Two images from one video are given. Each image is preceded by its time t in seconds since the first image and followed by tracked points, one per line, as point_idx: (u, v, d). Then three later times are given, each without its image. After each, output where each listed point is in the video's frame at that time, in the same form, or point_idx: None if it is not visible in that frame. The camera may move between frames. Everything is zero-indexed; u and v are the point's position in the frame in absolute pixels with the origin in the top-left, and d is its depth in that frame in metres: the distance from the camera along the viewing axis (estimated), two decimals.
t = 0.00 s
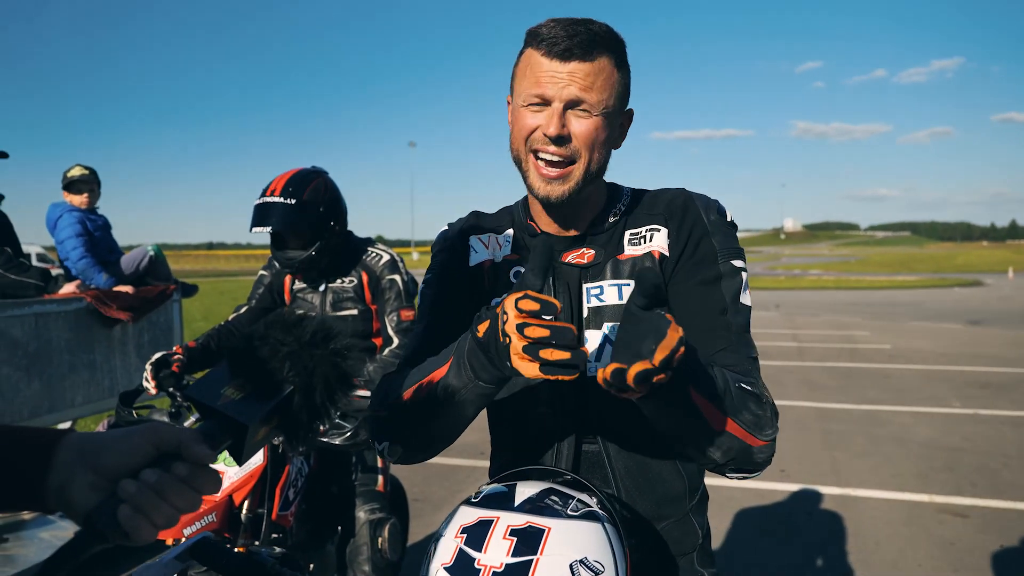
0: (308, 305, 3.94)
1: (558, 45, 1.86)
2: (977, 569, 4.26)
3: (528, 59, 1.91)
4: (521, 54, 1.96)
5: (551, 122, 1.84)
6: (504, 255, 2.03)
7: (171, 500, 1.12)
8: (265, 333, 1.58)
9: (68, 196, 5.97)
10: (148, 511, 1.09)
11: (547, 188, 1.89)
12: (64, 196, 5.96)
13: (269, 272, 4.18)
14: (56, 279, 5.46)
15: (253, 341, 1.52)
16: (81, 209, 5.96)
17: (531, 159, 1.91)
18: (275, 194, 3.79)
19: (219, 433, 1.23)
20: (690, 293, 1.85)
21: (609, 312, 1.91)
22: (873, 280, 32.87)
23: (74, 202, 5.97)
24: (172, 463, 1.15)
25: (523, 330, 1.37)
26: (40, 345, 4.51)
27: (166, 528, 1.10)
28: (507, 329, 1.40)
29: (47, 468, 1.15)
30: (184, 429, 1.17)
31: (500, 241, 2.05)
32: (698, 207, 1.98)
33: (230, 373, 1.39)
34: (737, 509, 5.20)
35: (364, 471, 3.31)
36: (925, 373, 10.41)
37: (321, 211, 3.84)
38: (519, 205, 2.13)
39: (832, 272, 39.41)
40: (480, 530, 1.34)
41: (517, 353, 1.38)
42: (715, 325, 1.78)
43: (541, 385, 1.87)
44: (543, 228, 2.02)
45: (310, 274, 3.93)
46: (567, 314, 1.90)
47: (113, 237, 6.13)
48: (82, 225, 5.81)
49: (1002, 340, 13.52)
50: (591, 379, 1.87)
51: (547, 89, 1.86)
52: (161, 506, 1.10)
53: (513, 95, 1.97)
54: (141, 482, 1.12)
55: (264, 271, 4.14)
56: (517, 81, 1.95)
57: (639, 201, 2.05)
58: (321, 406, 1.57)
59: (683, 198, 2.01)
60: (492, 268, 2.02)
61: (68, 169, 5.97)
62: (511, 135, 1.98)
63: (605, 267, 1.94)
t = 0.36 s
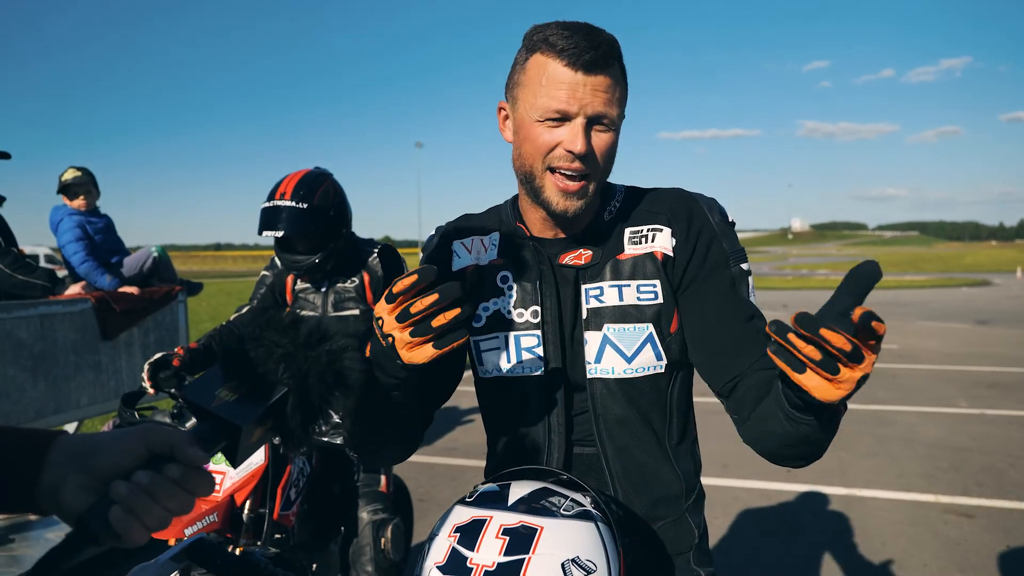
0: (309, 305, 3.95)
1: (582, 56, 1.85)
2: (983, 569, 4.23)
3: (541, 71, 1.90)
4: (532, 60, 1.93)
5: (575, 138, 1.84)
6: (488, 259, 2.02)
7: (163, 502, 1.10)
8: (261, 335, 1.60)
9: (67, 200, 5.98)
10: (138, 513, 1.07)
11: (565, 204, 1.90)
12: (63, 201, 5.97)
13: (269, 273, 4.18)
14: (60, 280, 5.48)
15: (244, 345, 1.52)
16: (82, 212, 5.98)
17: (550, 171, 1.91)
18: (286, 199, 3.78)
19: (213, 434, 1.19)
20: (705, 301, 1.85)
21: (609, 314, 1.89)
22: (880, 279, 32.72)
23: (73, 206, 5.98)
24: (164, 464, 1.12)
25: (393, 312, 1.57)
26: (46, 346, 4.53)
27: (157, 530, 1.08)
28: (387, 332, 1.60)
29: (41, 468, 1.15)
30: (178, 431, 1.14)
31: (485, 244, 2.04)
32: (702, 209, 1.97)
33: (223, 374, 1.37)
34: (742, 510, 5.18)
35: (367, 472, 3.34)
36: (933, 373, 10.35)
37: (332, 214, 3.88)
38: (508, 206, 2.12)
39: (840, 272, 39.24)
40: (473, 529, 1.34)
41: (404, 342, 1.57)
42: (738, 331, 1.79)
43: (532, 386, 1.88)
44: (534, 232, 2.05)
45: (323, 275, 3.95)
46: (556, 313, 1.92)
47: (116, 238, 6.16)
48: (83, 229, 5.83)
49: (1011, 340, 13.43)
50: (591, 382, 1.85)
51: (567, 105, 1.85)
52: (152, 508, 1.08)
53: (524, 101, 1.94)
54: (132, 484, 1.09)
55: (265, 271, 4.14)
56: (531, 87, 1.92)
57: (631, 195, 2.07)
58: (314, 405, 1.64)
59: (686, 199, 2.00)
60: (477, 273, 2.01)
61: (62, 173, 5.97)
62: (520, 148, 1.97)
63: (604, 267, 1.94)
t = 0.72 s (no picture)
0: (309, 305, 3.97)
1: (551, 51, 1.87)
2: (986, 569, 4.22)
3: (511, 72, 1.92)
4: (500, 65, 1.95)
5: (558, 136, 1.85)
6: (459, 271, 2.08)
7: (145, 502, 1.02)
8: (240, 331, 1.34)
9: (72, 200, 6.00)
10: (122, 512, 0.99)
11: (558, 204, 1.88)
12: (69, 202, 6.00)
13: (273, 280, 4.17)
14: (64, 280, 5.51)
15: (228, 342, 1.30)
16: (85, 213, 6.00)
17: (542, 173, 1.89)
18: (298, 208, 3.75)
19: (196, 432, 1.12)
20: (713, 333, 1.84)
21: (617, 339, 1.88)
22: (886, 278, 32.61)
23: (78, 206, 6.01)
24: (147, 463, 1.04)
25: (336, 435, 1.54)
26: (49, 347, 4.55)
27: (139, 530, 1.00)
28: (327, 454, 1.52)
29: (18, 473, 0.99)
30: (160, 430, 1.07)
31: (456, 255, 2.11)
32: (709, 232, 1.93)
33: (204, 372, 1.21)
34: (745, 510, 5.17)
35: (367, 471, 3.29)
36: (938, 373, 10.32)
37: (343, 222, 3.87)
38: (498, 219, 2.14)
39: (845, 272, 39.13)
40: (463, 530, 1.37)
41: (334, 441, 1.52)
42: (738, 368, 1.81)
43: (501, 401, 1.98)
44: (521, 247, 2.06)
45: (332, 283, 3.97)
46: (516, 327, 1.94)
47: (118, 239, 6.18)
48: (85, 230, 5.86)
49: (1016, 340, 13.37)
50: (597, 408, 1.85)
51: (544, 103, 1.86)
52: (136, 507, 1.00)
53: (497, 108, 1.95)
54: (113, 484, 1.01)
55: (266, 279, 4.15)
56: (504, 92, 1.93)
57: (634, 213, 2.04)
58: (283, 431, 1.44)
59: (692, 221, 1.95)
60: (451, 287, 2.08)
61: (67, 173, 6.02)
62: (502, 156, 1.97)
63: (611, 290, 1.92)
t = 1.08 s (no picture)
0: (311, 305, 3.99)
1: (484, 56, 1.92)
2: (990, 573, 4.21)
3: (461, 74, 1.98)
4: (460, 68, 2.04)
5: (477, 137, 1.89)
6: (465, 275, 2.08)
7: (127, 504, 0.99)
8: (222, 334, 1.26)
9: (87, 198, 6.04)
10: (101, 513, 0.96)
11: (483, 203, 1.94)
12: (81, 200, 6.03)
13: (274, 276, 4.15)
14: (71, 281, 5.55)
15: (212, 344, 1.24)
16: (95, 212, 6.05)
17: (471, 176, 1.95)
18: (309, 210, 3.75)
19: (178, 435, 1.06)
20: (699, 330, 1.85)
21: (599, 338, 1.91)
22: (893, 280, 32.49)
23: (93, 203, 6.06)
24: (127, 464, 1.01)
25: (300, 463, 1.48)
26: (54, 347, 4.58)
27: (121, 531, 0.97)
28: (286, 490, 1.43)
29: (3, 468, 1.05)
30: (141, 431, 1.03)
31: (463, 259, 2.10)
32: (699, 229, 1.95)
33: (186, 372, 1.16)
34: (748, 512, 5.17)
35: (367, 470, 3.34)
36: (944, 375, 10.28)
37: (351, 227, 3.90)
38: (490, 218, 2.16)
39: (851, 273, 39.01)
40: (455, 528, 1.38)
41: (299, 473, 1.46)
42: (727, 377, 1.79)
43: (512, 406, 1.94)
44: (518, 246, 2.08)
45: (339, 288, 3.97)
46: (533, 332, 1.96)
47: (124, 240, 6.21)
48: (93, 230, 5.91)
49: None
50: (582, 404, 1.89)
51: (475, 104, 1.92)
52: (116, 508, 0.97)
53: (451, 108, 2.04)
54: (94, 485, 0.99)
55: (269, 276, 4.13)
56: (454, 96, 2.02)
57: (626, 206, 2.06)
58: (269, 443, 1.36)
59: (683, 219, 1.97)
60: (458, 291, 2.08)
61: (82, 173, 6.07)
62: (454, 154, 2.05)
63: (594, 287, 1.95)
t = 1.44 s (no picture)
0: (316, 305, 4.00)
1: (500, 47, 1.93)
2: None
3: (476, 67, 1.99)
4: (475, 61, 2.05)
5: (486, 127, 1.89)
6: (471, 278, 2.07)
7: (117, 509, 0.99)
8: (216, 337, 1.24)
9: (90, 198, 6.06)
10: (89, 518, 0.96)
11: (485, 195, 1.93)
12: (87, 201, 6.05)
13: (279, 274, 4.13)
14: (79, 281, 5.58)
15: (209, 346, 1.22)
16: (102, 211, 6.06)
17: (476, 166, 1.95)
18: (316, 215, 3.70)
19: (170, 439, 1.06)
20: (698, 335, 1.83)
21: (601, 341, 1.90)
22: (902, 280, 32.30)
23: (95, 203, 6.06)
24: (118, 469, 1.01)
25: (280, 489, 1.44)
26: (63, 346, 4.61)
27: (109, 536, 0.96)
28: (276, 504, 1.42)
29: None
30: (131, 435, 1.03)
31: (469, 262, 2.09)
32: (701, 234, 1.93)
33: (180, 376, 1.16)
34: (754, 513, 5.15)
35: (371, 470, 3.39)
36: (953, 376, 10.21)
37: (356, 231, 3.88)
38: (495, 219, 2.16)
39: (860, 273, 38.80)
40: (459, 528, 1.38)
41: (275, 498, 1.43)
42: (724, 383, 1.78)
43: (520, 407, 1.93)
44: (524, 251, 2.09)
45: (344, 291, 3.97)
46: (540, 330, 1.97)
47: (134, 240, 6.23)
48: (104, 229, 5.93)
49: None
50: (583, 407, 1.88)
51: (485, 95, 1.92)
52: (104, 513, 0.97)
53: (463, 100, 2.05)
54: (84, 490, 0.99)
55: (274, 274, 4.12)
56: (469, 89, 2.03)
57: (628, 209, 2.06)
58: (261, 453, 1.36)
59: (685, 223, 1.96)
60: (462, 293, 2.07)
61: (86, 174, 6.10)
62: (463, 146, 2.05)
63: (596, 291, 1.95)
